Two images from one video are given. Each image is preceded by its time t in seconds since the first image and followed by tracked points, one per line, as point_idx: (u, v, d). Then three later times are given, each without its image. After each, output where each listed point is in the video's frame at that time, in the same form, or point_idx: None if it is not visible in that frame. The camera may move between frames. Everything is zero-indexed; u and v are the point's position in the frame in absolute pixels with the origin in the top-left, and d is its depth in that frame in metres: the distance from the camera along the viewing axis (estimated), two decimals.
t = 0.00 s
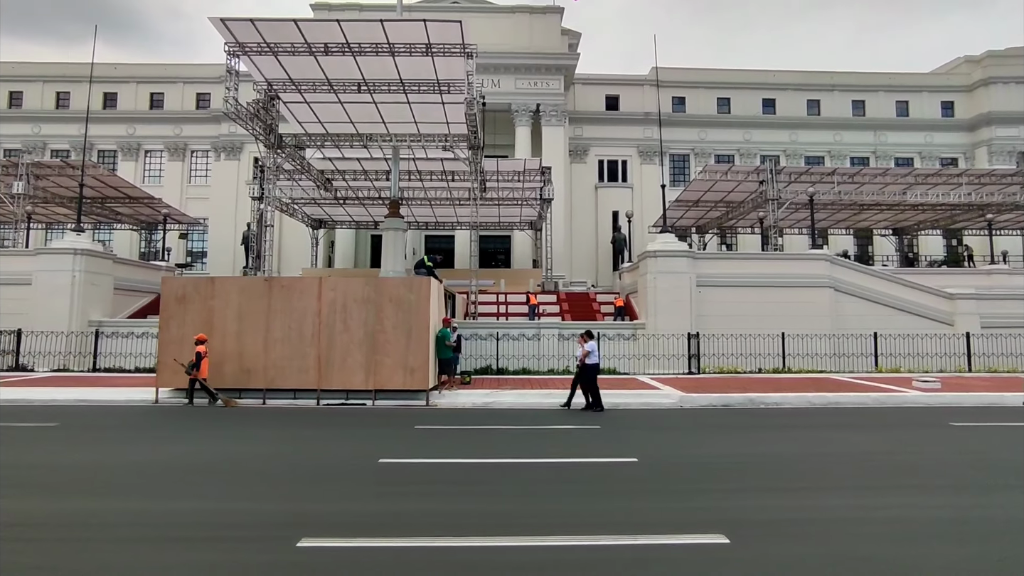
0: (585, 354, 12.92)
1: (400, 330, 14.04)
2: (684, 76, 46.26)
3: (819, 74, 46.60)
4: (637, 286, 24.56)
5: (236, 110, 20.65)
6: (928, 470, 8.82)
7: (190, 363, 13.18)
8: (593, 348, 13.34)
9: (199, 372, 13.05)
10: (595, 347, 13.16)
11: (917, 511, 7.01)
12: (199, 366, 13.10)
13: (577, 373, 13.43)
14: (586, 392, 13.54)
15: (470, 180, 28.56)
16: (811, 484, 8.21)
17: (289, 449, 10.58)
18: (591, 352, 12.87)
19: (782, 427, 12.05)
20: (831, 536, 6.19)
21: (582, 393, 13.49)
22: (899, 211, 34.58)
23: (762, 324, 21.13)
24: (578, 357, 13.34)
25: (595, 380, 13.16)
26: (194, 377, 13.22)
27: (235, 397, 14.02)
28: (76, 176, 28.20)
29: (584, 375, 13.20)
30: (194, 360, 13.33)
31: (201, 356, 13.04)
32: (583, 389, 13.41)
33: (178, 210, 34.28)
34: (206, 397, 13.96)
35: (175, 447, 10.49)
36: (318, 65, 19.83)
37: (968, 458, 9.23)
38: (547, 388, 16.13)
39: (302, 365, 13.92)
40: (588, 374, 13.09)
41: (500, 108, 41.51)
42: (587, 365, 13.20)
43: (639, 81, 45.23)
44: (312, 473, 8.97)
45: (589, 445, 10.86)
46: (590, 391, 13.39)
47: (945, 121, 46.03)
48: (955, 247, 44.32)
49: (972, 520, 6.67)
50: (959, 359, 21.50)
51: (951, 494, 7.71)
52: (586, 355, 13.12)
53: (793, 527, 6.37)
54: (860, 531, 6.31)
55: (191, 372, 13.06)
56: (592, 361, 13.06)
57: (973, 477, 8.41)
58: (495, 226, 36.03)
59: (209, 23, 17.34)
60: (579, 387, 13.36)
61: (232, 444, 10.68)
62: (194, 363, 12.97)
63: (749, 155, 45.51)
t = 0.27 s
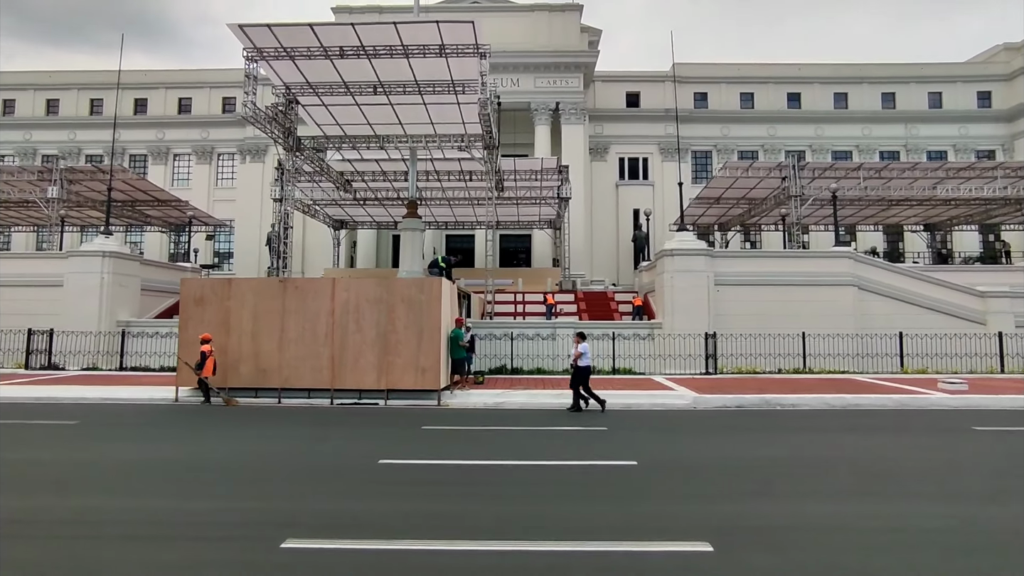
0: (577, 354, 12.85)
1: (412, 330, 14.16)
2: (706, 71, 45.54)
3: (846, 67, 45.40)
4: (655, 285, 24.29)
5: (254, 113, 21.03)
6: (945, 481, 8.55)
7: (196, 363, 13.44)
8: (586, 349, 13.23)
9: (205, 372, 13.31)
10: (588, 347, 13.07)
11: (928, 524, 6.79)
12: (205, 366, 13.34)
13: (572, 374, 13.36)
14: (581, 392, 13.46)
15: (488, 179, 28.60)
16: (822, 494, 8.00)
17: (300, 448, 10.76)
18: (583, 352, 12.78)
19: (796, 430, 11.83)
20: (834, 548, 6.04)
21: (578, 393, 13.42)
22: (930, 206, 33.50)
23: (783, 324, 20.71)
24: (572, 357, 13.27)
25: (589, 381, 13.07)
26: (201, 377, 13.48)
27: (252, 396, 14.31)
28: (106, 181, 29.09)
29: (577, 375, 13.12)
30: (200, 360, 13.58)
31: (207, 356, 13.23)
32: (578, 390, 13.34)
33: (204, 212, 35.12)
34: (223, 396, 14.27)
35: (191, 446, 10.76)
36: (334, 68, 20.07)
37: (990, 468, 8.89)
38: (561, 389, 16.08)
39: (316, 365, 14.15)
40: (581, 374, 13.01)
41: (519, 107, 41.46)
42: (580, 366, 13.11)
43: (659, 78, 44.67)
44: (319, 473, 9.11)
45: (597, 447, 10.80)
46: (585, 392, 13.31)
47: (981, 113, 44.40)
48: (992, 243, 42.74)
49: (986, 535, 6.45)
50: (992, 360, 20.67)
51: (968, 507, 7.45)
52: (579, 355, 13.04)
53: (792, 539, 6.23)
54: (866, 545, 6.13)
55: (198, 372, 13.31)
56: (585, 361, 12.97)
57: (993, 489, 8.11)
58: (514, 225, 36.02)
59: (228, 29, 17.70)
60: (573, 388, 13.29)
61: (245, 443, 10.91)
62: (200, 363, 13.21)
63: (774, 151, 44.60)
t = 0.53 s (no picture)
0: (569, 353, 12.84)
1: (423, 328, 14.32)
2: (727, 67, 44.91)
3: (873, 59, 44.33)
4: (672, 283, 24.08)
5: (272, 116, 21.47)
6: (957, 483, 8.35)
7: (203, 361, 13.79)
8: (579, 347, 13.22)
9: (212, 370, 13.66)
10: (580, 346, 13.07)
11: (932, 528, 6.65)
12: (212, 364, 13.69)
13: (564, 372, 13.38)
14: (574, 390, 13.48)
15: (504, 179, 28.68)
16: (826, 496, 7.88)
17: (310, 445, 10.99)
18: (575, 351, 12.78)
19: (808, 430, 11.65)
20: (830, 550, 5.96)
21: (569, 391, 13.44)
22: (960, 201, 32.53)
23: (802, 322, 20.37)
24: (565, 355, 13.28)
25: (580, 379, 13.08)
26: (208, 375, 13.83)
27: (268, 393, 14.63)
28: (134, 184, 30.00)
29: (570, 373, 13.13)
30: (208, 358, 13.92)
31: (212, 355, 13.57)
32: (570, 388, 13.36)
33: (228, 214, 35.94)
34: (241, 393, 14.62)
35: (205, 441, 11.07)
36: (349, 71, 20.37)
37: (1006, 471, 8.66)
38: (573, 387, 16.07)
39: (330, 363, 14.40)
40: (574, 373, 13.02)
41: (537, 106, 41.46)
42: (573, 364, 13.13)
43: (679, 74, 44.20)
44: (326, 468, 9.31)
45: (603, 446, 10.81)
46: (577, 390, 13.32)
47: (1016, 104, 42.89)
48: None
49: (990, 540, 6.29)
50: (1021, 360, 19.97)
51: (977, 510, 7.27)
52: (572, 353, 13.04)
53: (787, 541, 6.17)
54: (864, 548, 6.04)
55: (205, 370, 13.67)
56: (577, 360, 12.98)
57: (1005, 492, 7.89)
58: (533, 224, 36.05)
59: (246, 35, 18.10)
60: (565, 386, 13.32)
61: (258, 439, 11.18)
62: (206, 362, 13.55)
63: (797, 146, 43.77)
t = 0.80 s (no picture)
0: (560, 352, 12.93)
1: (434, 328, 14.49)
2: (748, 62, 44.21)
3: (899, 52, 43.25)
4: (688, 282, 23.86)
5: (289, 119, 21.86)
6: (967, 487, 8.17)
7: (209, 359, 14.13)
8: (571, 347, 13.29)
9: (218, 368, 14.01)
10: (571, 346, 13.16)
11: (934, 531, 6.54)
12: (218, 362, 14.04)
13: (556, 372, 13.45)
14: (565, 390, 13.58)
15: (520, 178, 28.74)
16: (829, 498, 7.78)
17: (322, 442, 11.24)
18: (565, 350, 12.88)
19: (820, 433, 11.50)
20: (824, 551, 5.91)
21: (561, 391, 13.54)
22: (990, 196, 31.55)
23: (821, 321, 20.03)
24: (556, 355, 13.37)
25: (572, 378, 13.18)
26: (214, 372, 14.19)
27: (284, 391, 14.95)
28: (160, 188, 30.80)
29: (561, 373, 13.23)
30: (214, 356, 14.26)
31: (223, 350, 14.27)
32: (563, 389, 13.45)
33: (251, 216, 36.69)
34: (258, 391, 14.98)
35: (220, 437, 11.40)
36: (365, 74, 20.67)
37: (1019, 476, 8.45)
38: (584, 387, 16.05)
39: (343, 362, 14.66)
40: (565, 373, 13.12)
41: (554, 105, 41.41)
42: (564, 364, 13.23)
43: (699, 71, 43.71)
44: (333, 466, 9.51)
45: (609, 446, 10.81)
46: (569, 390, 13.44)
47: None
48: None
49: (993, 543, 6.18)
50: None
51: (984, 514, 7.12)
52: (563, 353, 13.13)
53: (783, 541, 6.12)
54: (860, 550, 5.97)
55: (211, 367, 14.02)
56: (569, 360, 13.08)
57: (1015, 496, 7.71)
58: (551, 223, 36.07)
59: (263, 40, 18.49)
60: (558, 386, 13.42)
61: (270, 437, 11.47)
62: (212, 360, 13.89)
63: (821, 142, 42.94)
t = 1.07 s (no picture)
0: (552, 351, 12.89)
1: (445, 326, 14.62)
2: (769, 57, 43.53)
3: (926, 43, 42.15)
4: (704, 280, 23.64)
5: (306, 122, 22.21)
6: (980, 489, 7.98)
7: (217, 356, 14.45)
8: (562, 345, 13.19)
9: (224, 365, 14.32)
10: (562, 344, 13.08)
11: (939, 533, 6.42)
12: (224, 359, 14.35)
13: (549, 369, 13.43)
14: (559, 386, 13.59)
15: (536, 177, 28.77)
16: (835, 498, 7.68)
17: (331, 438, 11.44)
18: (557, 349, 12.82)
19: (831, 433, 11.34)
20: (822, 551, 5.85)
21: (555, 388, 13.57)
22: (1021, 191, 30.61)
23: (839, 320, 19.68)
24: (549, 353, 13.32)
25: (565, 376, 13.17)
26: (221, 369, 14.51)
27: (299, 388, 15.24)
28: (183, 190, 31.55)
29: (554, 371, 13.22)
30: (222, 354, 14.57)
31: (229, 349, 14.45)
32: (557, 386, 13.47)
33: (271, 217, 37.38)
34: (274, 388, 15.30)
35: (234, 432, 11.68)
36: (379, 75, 20.91)
37: None
38: (596, 385, 16.03)
39: (356, 360, 14.89)
40: (559, 371, 13.11)
41: (571, 103, 41.30)
42: (557, 362, 13.20)
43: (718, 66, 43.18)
44: (340, 461, 9.69)
45: (616, 445, 10.81)
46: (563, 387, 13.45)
47: None
48: None
49: (996, 545, 6.06)
50: None
51: (994, 516, 6.96)
52: (555, 352, 13.07)
53: (780, 540, 6.07)
54: (858, 550, 5.90)
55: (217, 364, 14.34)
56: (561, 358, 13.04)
57: None
58: (568, 221, 36.03)
59: (279, 45, 18.84)
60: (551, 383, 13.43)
61: (282, 432, 11.72)
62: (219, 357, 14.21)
63: (844, 137, 42.09)
